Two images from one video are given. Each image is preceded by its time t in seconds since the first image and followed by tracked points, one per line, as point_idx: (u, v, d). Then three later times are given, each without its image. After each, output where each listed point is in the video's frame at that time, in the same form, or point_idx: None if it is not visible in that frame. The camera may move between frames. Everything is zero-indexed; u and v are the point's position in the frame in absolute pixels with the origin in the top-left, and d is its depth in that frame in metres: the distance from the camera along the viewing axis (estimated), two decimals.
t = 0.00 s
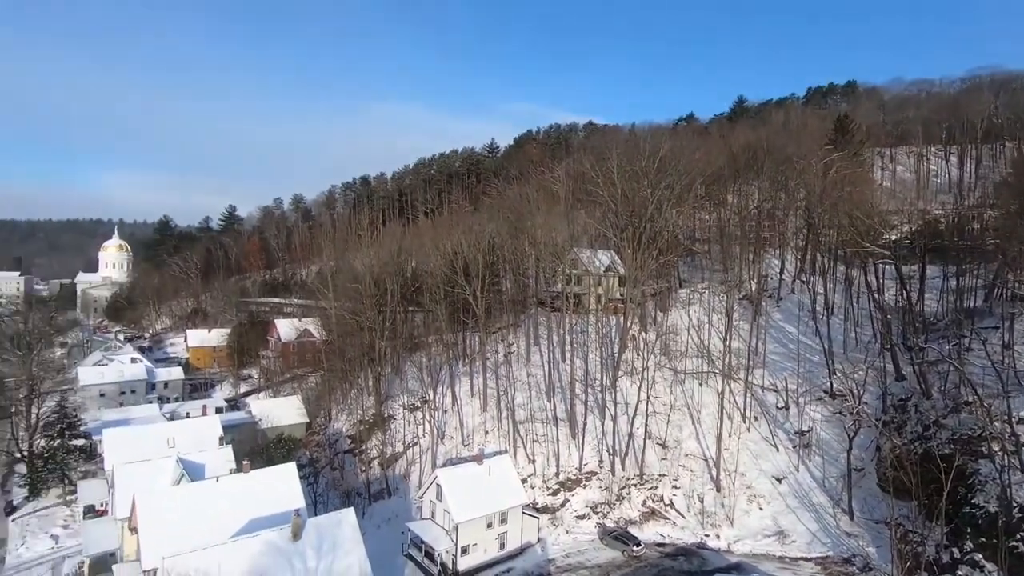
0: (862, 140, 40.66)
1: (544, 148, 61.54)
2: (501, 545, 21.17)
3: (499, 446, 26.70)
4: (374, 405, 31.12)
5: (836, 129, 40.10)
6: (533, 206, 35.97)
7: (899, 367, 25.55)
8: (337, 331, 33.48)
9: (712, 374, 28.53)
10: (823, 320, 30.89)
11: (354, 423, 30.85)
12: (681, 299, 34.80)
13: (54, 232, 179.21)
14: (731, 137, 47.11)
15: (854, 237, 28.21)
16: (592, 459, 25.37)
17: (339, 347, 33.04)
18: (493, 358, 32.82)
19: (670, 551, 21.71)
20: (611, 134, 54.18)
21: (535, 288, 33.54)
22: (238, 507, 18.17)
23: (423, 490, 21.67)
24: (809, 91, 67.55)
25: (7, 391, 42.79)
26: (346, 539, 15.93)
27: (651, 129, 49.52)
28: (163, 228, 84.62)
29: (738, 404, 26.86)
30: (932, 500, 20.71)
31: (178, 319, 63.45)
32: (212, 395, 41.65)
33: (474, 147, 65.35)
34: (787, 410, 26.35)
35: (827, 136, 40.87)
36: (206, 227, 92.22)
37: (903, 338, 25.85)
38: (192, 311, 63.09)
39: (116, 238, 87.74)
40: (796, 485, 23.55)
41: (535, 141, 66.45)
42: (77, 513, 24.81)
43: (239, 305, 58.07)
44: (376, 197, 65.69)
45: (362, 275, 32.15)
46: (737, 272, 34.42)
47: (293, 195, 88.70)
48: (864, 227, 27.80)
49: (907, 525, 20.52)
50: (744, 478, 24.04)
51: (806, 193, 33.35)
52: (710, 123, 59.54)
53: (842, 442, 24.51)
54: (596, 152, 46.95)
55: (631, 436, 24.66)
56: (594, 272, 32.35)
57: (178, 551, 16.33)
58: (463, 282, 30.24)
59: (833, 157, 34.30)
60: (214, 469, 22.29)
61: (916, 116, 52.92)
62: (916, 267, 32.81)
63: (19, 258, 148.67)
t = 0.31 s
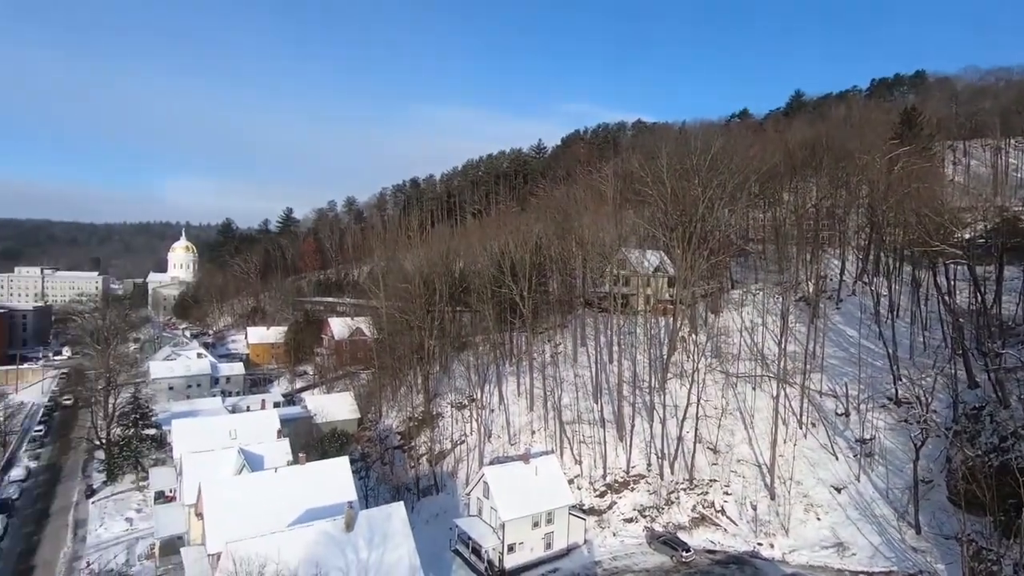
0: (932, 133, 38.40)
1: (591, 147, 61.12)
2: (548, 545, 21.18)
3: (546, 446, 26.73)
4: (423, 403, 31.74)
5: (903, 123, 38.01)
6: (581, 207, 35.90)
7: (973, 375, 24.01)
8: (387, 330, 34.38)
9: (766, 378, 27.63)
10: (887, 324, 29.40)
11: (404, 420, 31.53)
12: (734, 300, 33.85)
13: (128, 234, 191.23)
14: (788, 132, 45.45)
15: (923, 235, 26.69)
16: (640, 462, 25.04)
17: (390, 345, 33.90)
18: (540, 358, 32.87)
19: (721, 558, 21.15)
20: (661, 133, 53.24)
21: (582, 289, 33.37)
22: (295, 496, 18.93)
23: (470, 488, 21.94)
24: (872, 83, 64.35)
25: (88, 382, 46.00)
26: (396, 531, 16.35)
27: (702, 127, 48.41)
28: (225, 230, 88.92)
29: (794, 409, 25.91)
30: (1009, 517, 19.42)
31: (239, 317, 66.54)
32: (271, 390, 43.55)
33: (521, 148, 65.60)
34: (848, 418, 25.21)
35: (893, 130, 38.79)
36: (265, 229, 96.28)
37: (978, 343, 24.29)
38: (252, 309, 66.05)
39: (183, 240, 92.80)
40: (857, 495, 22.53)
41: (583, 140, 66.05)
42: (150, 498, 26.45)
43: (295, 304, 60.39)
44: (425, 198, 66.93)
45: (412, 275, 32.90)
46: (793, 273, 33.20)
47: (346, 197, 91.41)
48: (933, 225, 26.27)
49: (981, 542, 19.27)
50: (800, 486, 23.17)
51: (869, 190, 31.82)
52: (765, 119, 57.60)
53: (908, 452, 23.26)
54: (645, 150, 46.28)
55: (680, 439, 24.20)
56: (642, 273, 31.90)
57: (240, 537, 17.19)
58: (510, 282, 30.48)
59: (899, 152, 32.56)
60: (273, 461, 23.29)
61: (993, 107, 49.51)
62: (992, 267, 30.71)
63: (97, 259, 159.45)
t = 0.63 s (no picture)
0: None
1: (648, 146, 60.15)
2: (602, 545, 21.10)
3: (600, 447, 26.60)
4: (479, 401, 32.24)
5: (990, 112, 35.34)
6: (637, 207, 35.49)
7: None
8: (444, 328, 35.18)
9: (833, 384, 26.41)
10: (970, 329, 27.51)
11: (460, 417, 32.15)
12: (798, 302, 32.52)
13: (204, 237, 203.54)
14: (859, 126, 43.17)
15: (1011, 233, 24.77)
16: (697, 467, 24.50)
17: (446, 343, 34.64)
18: (594, 359, 32.71)
19: (783, 569, 20.34)
20: (721, 129, 51.75)
21: (638, 290, 32.93)
22: (356, 487, 19.72)
23: (524, 485, 22.08)
24: (954, 71, 60.05)
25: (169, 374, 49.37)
26: (452, 525, 16.76)
27: (765, 122, 46.74)
28: (292, 232, 93.21)
29: (864, 417, 24.65)
30: None
31: (304, 315, 69.60)
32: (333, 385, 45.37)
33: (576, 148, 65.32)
34: (925, 428, 23.76)
35: (978, 121, 36.12)
36: (327, 231, 100.25)
37: None
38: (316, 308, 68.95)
39: (254, 242, 97.96)
40: (935, 510, 21.15)
41: (639, 139, 65.08)
42: (224, 484, 28.18)
43: (356, 303, 62.60)
44: (480, 200, 67.82)
45: (468, 276, 33.55)
46: (864, 274, 31.53)
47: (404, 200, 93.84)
48: None
49: None
50: (870, 498, 22.03)
51: (950, 186, 29.79)
52: (834, 112, 54.90)
53: (993, 466, 21.67)
54: (704, 148, 45.18)
55: (740, 444, 23.52)
56: (701, 273, 31.15)
57: (307, 523, 18.14)
58: (565, 282, 30.53)
59: (985, 144, 30.31)
60: (337, 453, 24.33)
61: None
62: None
63: (176, 260, 170.66)
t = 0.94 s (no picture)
0: None
1: (702, 144, 58.85)
2: (652, 549, 20.85)
3: (650, 450, 26.30)
4: (528, 401, 32.47)
5: None
6: (690, 207, 34.85)
7: None
8: (494, 328, 35.66)
9: (900, 391, 25.12)
10: None
11: (509, 417, 32.46)
12: (863, 304, 31.07)
13: (266, 239, 213.09)
14: (931, 118, 40.78)
15: None
16: (752, 473, 23.84)
17: (496, 343, 35.08)
18: (645, 361, 32.34)
19: None
20: (779, 126, 50.02)
21: (691, 291, 32.31)
22: (409, 481, 20.29)
23: (573, 486, 22.08)
24: None
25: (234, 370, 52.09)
26: (502, 522, 17.03)
27: (827, 117, 44.88)
28: (347, 234, 96.38)
29: (935, 426, 23.34)
30: None
31: (359, 314, 71.83)
32: (387, 383, 46.73)
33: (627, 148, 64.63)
34: (1004, 439, 22.26)
35: None
36: (381, 233, 103.10)
37: None
38: (370, 308, 71.08)
39: (312, 244, 101.87)
40: (1015, 527, 19.69)
41: (693, 138, 63.77)
42: (285, 475, 29.54)
43: (409, 303, 64.16)
44: (530, 201, 68.14)
45: (518, 276, 33.95)
46: (936, 275, 29.80)
47: (455, 202, 95.34)
48: None
49: None
50: (941, 512, 20.81)
51: None
52: (903, 104, 52.03)
53: None
54: (761, 145, 43.88)
55: (798, 451, 22.72)
56: (757, 274, 30.27)
57: (363, 513, 18.87)
58: (615, 283, 30.35)
59: None
60: (391, 448, 25.09)
61: None
62: None
63: (241, 262, 179.48)
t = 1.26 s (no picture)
0: None
1: (757, 142, 57.13)
2: (703, 555, 20.42)
3: (702, 454, 25.84)
4: (577, 402, 32.45)
5: None
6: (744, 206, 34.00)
7: None
8: (543, 328, 35.85)
9: (974, 400, 23.69)
10: None
11: (558, 417, 32.51)
12: (932, 307, 29.45)
13: (321, 241, 220.84)
14: (1011, 109, 38.18)
15: None
16: (810, 481, 23.05)
17: (545, 344, 35.25)
18: (696, 363, 31.75)
19: None
20: (841, 120, 47.96)
21: (745, 293, 31.51)
22: (460, 477, 20.73)
23: (622, 487, 21.92)
24: None
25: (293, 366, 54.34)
26: (551, 520, 17.16)
27: (893, 110, 42.75)
28: (399, 236, 98.73)
29: (1013, 437, 21.87)
30: None
31: (409, 314, 73.45)
32: (437, 381, 47.69)
33: (678, 146, 63.45)
34: None
35: None
36: (431, 234, 105.12)
37: None
38: (421, 307, 72.60)
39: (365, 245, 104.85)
40: None
41: (748, 135, 61.97)
42: (340, 468, 30.67)
43: (458, 303, 65.18)
44: (579, 201, 67.94)
45: (567, 277, 34.07)
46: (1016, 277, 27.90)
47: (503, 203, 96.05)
48: None
49: None
50: (1020, 528, 19.49)
51: None
52: (979, 95, 48.86)
53: None
54: (820, 141, 42.30)
55: (860, 458, 21.80)
56: (816, 275, 29.22)
57: (415, 507, 19.41)
58: (665, 284, 29.99)
59: None
60: (442, 444, 25.65)
61: None
62: None
63: (298, 263, 186.74)
